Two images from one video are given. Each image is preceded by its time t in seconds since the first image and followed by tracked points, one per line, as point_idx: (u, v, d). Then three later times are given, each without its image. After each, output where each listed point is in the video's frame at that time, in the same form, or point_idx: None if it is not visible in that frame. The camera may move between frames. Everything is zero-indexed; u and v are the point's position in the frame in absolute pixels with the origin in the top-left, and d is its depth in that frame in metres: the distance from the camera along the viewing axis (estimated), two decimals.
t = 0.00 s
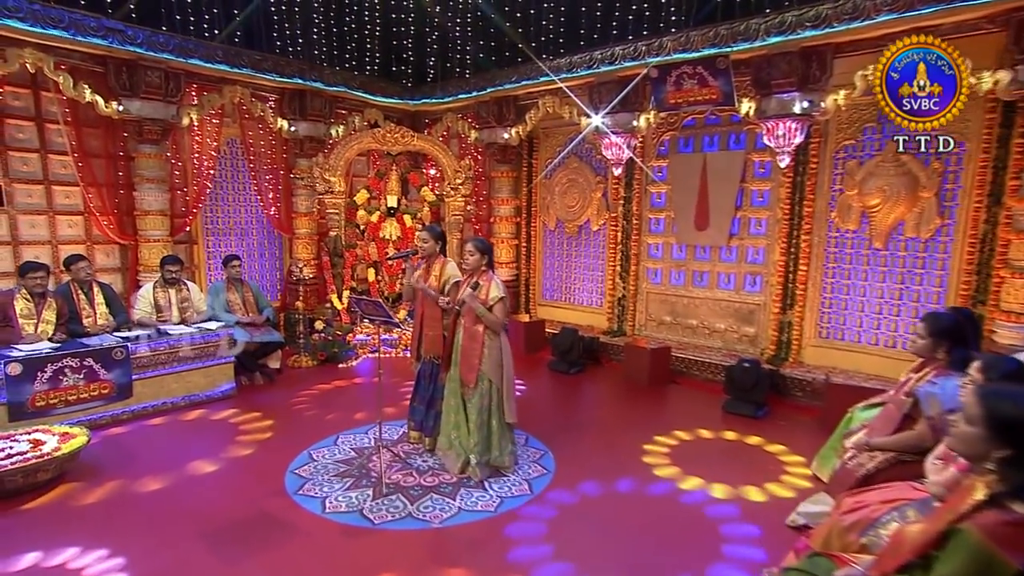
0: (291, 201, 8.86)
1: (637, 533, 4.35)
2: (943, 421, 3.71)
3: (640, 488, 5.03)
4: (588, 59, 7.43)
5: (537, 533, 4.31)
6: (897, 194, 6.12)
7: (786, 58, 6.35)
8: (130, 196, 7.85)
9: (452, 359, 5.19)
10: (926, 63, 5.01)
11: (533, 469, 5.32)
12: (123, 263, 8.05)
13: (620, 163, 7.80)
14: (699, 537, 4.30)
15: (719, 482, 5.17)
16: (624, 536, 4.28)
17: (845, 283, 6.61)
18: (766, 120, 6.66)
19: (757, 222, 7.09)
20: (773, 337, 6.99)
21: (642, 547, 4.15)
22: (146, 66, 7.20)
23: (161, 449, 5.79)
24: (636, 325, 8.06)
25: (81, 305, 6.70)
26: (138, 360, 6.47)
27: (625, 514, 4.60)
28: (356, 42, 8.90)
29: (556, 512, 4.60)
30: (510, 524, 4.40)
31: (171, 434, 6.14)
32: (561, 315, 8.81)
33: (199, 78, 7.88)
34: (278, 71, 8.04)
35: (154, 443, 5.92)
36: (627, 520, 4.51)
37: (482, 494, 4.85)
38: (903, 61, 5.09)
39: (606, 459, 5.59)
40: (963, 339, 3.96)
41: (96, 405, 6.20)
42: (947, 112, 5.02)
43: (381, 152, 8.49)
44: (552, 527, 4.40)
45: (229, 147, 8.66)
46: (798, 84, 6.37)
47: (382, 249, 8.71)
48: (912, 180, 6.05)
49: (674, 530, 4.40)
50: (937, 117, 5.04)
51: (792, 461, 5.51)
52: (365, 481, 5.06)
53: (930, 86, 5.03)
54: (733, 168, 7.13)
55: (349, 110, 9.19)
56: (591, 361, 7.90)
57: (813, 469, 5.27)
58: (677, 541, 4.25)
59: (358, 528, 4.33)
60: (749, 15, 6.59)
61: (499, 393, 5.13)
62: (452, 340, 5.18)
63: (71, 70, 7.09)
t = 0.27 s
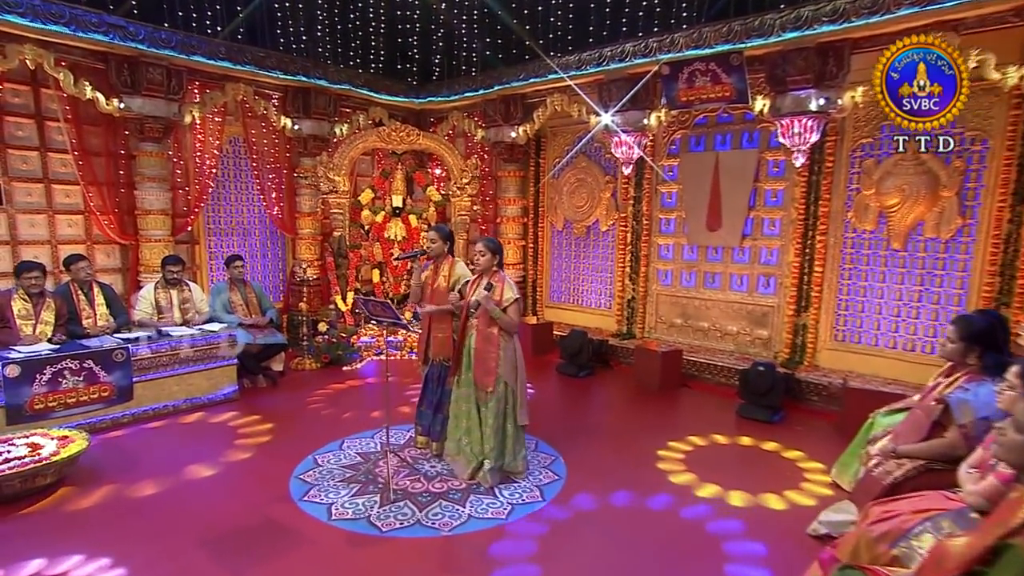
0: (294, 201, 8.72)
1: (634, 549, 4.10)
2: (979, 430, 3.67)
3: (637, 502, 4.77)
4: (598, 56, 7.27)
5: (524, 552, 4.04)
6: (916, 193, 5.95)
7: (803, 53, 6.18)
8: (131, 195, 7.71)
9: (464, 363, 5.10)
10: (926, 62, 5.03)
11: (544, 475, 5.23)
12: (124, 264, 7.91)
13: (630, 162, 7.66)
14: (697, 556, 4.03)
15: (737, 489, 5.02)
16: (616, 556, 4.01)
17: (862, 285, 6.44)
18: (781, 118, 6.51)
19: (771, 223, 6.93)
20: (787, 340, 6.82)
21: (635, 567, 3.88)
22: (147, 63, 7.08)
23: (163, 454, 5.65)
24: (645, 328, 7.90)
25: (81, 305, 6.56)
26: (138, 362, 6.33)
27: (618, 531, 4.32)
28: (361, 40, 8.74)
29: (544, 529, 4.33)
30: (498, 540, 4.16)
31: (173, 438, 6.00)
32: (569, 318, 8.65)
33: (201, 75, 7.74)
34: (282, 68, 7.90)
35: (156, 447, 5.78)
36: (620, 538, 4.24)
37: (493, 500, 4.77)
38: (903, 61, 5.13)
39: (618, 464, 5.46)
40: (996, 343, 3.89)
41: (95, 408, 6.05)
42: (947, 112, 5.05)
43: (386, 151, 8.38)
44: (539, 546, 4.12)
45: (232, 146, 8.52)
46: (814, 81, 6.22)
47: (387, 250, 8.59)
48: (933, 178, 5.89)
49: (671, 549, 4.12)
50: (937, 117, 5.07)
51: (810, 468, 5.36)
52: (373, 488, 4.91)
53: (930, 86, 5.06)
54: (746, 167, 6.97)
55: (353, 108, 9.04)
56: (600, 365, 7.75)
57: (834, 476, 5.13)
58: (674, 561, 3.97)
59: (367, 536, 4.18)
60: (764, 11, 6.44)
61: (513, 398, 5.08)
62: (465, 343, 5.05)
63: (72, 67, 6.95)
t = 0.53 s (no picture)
0: (293, 198, 8.51)
1: (633, 561, 3.88)
2: (1015, 433, 3.51)
3: (631, 515, 4.50)
4: (605, 49, 7.12)
5: (505, 570, 3.76)
6: (935, 189, 5.79)
7: (818, 46, 6.01)
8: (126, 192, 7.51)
9: (471, 363, 4.97)
10: (926, 62, 5.13)
11: (555, 479, 5.07)
12: (119, 262, 7.72)
13: (638, 158, 7.50)
14: None
15: (755, 494, 4.86)
16: None
17: (878, 283, 6.27)
18: (795, 113, 6.36)
19: (783, 220, 6.76)
20: (800, 340, 6.64)
21: None
22: (143, 55, 6.87)
23: (161, 457, 5.47)
24: (653, 328, 7.72)
25: (74, 304, 6.35)
26: (135, 363, 6.12)
27: (608, 547, 4.05)
28: (361, 34, 8.46)
29: (528, 545, 4.05)
30: (477, 558, 3.88)
31: (170, 441, 5.81)
32: (574, 318, 8.47)
33: (198, 68, 7.54)
34: (280, 61, 7.72)
35: (153, 450, 5.60)
36: (610, 555, 3.96)
37: (502, 505, 4.61)
38: (903, 61, 5.22)
39: (630, 468, 5.30)
40: None
41: (90, 410, 5.86)
42: (947, 112, 5.14)
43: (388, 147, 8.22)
44: (522, 564, 3.84)
45: (229, 141, 8.32)
46: (829, 74, 6.05)
47: (389, 248, 8.37)
48: (952, 174, 5.74)
49: (664, 568, 3.84)
50: (937, 117, 5.17)
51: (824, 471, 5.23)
52: (378, 493, 4.75)
53: (931, 86, 5.17)
54: (758, 163, 6.81)
55: (354, 103, 8.85)
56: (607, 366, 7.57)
57: (852, 480, 5.03)
58: None
59: (374, 544, 4.01)
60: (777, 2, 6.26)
61: (523, 400, 4.93)
62: (475, 342, 4.93)
63: (65, 60, 6.75)
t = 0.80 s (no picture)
0: (289, 195, 8.30)
1: None
2: None
3: (620, 531, 4.21)
4: (610, 43, 6.94)
5: None
6: (951, 185, 5.63)
7: (830, 39, 5.85)
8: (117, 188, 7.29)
9: (476, 365, 4.80)
10: (926, 63, 5.08)
11: (563, 485, 4.90)
12: (109, 260, 7.48)
13: (643, 155, 7.30)
14: None
15: (771, 500, 4.70)
16: None
17: (891, 283, 6.10)
18: (806, 108, 6.19)
19: (793, 218, 6.60)
20: (810, 341, 6.47)
21: None
22: (134, 47, 6.65)
23: (154, 462, 5.27)
24: (658, 328, 7.54)
25: (64, 304, 6.13)
26: (127, 365, 5.90)
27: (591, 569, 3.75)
28: (359, 27, 8.36)
29: (506, 567, 3.76)
30: None
31: (164, 445, 5.61)
32: (577, 318, 8.29)
33: (191, 61, 7.33)
34: (276, 55, 7.51)
35: (146, 455, 5.40)
36: None
37: (509, 513, 4.44)
38: (903, 61, 5.16)
39: (640, 473, 5.12)
40: None
41: (80, 415, 5.63)
42: (947, 112, 5.07)
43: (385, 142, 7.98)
44: None
45: (223, 137, 8.10)
46: (842, 68, 5.89)
47: (388, 246, 8.19)
48: (969, 170, 5.58)
49: None
50: (937, 117, 5.10)
51: (835, 477, 5.10)
52: (380, 500, 4.56)
53: (930, 86, 5.11)
54: (767, 159, 6.64)
55: (351, 98, 8.64)
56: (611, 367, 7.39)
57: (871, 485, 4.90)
58: None
59: (378, 555, 3.84)
60: None
61: (529, 403, 4.74)
62: (479, 343, 4.79)
63: (53, 51, 6.53)
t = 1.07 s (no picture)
0: (283, 193, 8.10)
1: None
2: None
3: (625, 540, 4.04)
4: (613, 37, 6.80)
5: None
6: (964, 183, 5.51)
7: (840, 32, 5.72)
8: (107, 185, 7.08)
9: (479, 366, 4.66)
10: (926, 63, 5.00)
11: (568, 490, 4.74)
12: (98, 260, 7.25)
13: (647, 152, 7.18)
14: None
15: (786, 506, 4.56)
16: None
17: (901, 282, 5.97)
18: (814, 103, 6.06)
19: (800, 216, 6.47)
20: (817, 342, 6.32)
21: None
22: (124, 40, 6.45)
23: (146, 467, 5.09)
24: (662, 329, 7.38)
25: (51, 305, 5.92)
26: (117, 368, 5.71)
27: None
28: (355, 21, 8.21)
29: None
30: None
31: (155, 450, 5.42)
32: (578, 318, 8.14)
33: (182, 55, 7.13)
34: (270, 49, 7.32)
35: (137, 460, 5.21)
36: None
37: (514, 519, 4.28)
38: (903, 61, 5.08)
39: (648, 477, 4.97)
40: None
41: (69, 419, 5.44)
42: (948, 112, 4.97)
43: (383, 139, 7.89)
44: None
45: (215, 132, 7.89)
46: (851, 62, 5.76)
47: (386, 246, 8.04)
48: (982, 167, 5.46)
49: None
50: (937, 117, 5.00)
51: (844, 481, 4.99)
52: (381, 507, 4.39)
53: (930, 86, 5.01)
54: (773, 157, 6.51)
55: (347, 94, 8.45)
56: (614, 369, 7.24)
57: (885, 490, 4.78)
58: None
59: (381, 565, 3.67)
60: None
61: (531, 407, 4.55)
62: (482, 343, 4.62)
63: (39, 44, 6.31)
